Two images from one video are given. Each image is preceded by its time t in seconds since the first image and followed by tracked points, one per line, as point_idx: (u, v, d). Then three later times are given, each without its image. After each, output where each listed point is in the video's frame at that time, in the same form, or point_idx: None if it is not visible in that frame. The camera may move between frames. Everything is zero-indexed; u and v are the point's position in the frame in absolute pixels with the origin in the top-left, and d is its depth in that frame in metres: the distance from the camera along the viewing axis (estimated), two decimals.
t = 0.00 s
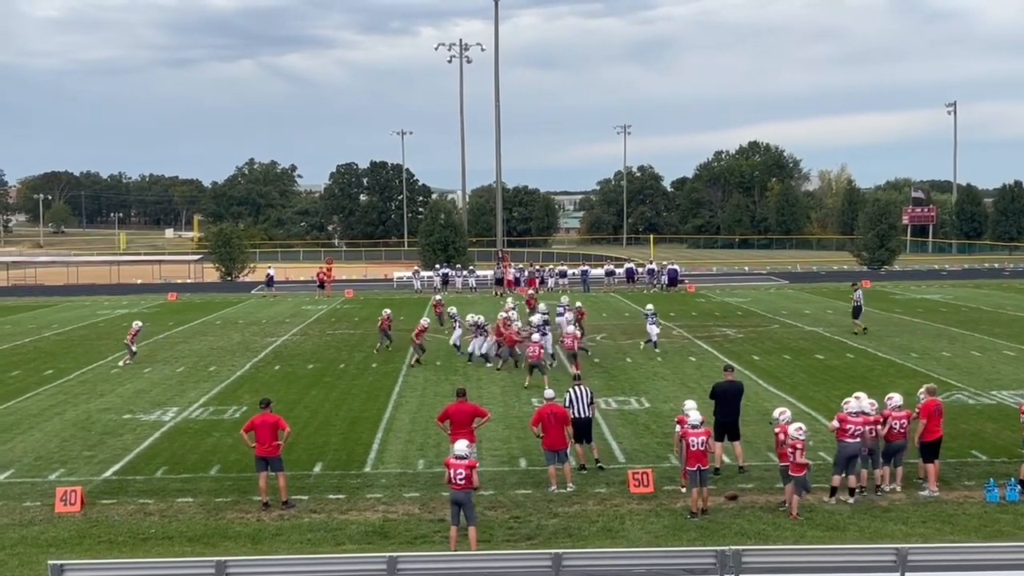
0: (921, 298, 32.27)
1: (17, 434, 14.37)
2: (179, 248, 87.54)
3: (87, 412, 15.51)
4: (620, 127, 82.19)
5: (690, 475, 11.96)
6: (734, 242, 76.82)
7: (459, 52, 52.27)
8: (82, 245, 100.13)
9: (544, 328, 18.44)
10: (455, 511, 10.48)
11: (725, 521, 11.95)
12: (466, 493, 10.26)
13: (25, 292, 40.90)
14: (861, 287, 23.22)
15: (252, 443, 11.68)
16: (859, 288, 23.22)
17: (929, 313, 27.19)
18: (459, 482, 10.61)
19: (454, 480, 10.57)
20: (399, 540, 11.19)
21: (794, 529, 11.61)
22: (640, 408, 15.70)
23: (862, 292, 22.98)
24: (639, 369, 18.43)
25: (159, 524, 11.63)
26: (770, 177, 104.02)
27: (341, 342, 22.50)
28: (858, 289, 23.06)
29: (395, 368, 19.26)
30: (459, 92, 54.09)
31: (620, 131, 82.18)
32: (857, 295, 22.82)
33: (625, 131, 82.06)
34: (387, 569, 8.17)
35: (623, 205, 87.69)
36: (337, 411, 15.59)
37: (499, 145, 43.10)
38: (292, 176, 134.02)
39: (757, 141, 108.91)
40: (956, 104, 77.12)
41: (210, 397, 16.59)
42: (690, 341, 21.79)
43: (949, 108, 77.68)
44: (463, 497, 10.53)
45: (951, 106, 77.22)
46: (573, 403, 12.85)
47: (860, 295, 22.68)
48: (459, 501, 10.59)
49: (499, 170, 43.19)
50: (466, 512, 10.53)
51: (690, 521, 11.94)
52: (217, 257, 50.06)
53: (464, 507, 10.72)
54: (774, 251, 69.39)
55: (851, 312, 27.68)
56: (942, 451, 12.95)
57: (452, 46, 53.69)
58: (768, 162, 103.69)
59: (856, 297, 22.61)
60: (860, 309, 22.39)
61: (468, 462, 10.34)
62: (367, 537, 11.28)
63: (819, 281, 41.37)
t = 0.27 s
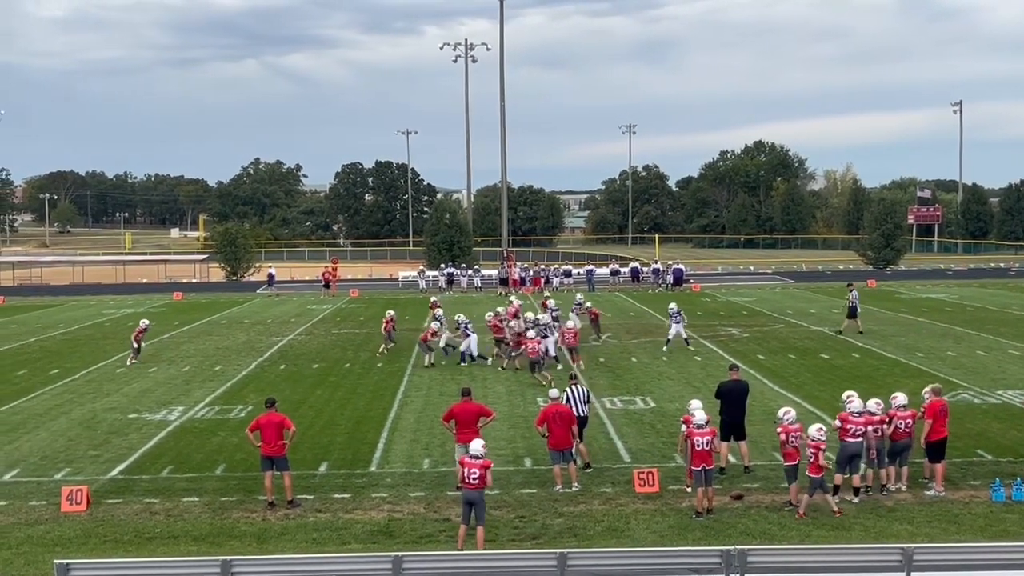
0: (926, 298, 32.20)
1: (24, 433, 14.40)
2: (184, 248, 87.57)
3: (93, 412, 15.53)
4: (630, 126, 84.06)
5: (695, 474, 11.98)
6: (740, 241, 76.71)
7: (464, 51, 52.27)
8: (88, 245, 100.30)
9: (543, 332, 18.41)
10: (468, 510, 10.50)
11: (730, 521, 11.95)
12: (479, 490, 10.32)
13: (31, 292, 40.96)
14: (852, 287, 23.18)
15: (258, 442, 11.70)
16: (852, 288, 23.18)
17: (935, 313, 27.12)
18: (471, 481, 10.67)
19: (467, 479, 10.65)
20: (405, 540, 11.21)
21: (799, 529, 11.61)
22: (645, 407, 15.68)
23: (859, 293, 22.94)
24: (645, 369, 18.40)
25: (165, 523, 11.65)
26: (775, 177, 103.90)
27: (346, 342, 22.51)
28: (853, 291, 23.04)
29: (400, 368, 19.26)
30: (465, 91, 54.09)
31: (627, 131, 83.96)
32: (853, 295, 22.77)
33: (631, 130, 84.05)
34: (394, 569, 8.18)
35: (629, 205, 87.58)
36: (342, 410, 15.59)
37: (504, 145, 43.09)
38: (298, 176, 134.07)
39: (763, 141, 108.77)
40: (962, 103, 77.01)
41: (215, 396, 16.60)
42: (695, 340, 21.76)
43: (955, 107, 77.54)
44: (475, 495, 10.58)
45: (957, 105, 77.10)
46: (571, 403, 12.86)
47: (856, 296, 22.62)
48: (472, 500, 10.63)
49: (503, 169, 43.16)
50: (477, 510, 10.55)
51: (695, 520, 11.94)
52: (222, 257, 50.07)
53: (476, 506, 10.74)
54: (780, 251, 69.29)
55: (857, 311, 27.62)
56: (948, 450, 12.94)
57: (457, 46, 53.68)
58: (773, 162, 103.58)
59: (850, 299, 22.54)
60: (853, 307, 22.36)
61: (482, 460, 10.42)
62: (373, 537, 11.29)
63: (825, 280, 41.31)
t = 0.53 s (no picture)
0: (935, 297, 32.11)
1: (31, 433, 14.41)
2: (192, 246, 87.67)
3: (101, 411, 15.56)
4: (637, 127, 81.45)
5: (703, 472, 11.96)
6: (747, 241, 76.58)
7: (471, 51, 52.27)
8: (95, 245, 100.48)
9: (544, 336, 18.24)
10: (480, 508, 10.47)
11: (738, 520, 11.93)
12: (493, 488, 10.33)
13: (39, 291, 41.02)
14: (848, 285, 23.18)
15: (265, 441, 11.71)
16: (847, 286, 23.21)
17: (943, 312, 27.05)
18: (485, 481, 10.66)
19: (481, 478, 10.64)
20: (412, 538, 11.22)
21: (807, 528, 11.59)
22: (652, 407, 15.66)
23: (853, 291, 22.89)
24: (652, 368, 18.37)
25: (173, 522, 11.67)
26: (783, 176, 103.75)
27: (354, 341, 22.51)
28: (847, 289, 23.01)
29: (407, 367, 19.26)
30: (472, 91, 54.08)
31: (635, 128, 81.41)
32: (847, 293, 22.75)
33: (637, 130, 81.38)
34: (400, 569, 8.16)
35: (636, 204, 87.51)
36: (350, 409, 15.60)
37: (512, 145, 43.01)
38: (305, 175, 134.08)
39: (770, 140, 108.60)
40: (969, 102, 76.80)
41: (223, 395, 16.61)
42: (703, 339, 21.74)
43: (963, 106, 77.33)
44: (487, 495, 10.56)
45: (964, 104, 76.89)
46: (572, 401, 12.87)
47: (851, 294, 22.57)
48: (485, 499, 10.61)
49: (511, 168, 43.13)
50: (489, 509, 10.52)
51: (701, 520, 11.93)
52: (230, 256, 50.09)
53: (487, 506, 10.73)
54: (787, 250, 69.17)
55: (865, 311, 27.58)
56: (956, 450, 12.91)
57: (464, 45, 53.68)
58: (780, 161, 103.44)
59: (846, 296, 22.51)
60: (847, 307, 22.34)
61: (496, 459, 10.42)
62: (380, 536, 11.30)
63: (833, 279, 41.24)
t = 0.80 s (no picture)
0: (946, 296, 32.00)
1: (42, 431, 14.44)
2: (203, 245, 87.85)
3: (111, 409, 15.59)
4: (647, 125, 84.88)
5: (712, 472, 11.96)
6: (757, 240, 76.49)
7: (481, 49, 52.27)
8: (106, 243, 100.79)
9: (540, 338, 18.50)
10: (491, 506, 10.51)
11: (749, 519, 11.92)
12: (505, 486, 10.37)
13: (51, 290, 41.14)
14: (848, 284, 23.14)
15: (276, 440, 11.73)
16: (846, 285, 23.21)
17: (954, 311, 26.96)
18: (496, 480, 10.71)
19: (492, 476, 10.69)
20: (422, 537, 11.22)
21: (818, 527, 11.57)
22: (663, 406, 15.65)
23: (853, 290, 22.84)
24: (662, 367, 18.35)
25: (184, 520, 11.68)
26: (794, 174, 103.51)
27: (363, 339, 22.52)
28: (846, 289, 22.96)
29: (416, 365, 19.26)
30: (482, 89, 54.06)
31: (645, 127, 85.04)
32: (846, 293, 22.72)
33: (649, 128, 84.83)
34: (411, 568, 8.17)
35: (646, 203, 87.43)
36: (360, 408, 15.60)
37: (522, 144, 42.99)
38: (315, 173, 134.23)
39: (780, 138, 108.34)
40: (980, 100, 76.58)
41: (233, 394, 16.62)
42: (713, 338, 21.71)
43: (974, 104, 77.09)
44: (498, 494, 10.60)
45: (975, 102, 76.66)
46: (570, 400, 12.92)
47: (850, 295, 22.52)
48: (496, 498, 10.65)
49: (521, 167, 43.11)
50: (500, 508, 10.55)
51: (711, 519, 11.92)
52: (240, 255, 50.15)
53: (498, 505, 10.77)
54: (798, 249, 69.05)
55: (876, 309, 27.50)
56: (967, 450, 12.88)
57: (473, 44, 53.65)
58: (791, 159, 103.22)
59: (845, 295, 22.46)
60: (847, 306, 22.27)
61: (509, 458, 10.48)
62: (390, 534, 11.31)
63: (844, 278, 41.12)
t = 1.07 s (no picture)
0: (961, 294, 31.88)
1: (57, 428, 14.49)
2: (218, 244, 88.05)
3: (127, 407, 15.64)
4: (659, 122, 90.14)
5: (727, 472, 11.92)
6: (772, 238, 76.32)
7: (495, 47, 52.31)
8: (121, 242, 101.21)
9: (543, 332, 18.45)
10: (504, 505, 10.46)
11: (763, 518, 11.89)
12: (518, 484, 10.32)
13: (67, 287, 41.32)
14: (850, 282, 23.04)
15: (290, 437, 11.76)
16: (848, 285, 23.16)
17: (970, 309, 26.85)
18: (509, 478, 10.66)
19: (504, 476, 10.64)
20: (437, 535, 11.24)
21: (833, 526, 11.53)
22: (677, 404, 15.63)
23: (855, 288, 22.77)
24: (677, 366, 18.33)
25: (199, 518, 11.72)
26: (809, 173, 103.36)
27: (377, 338, 22.55)
28: (849, 286, 22.85)
29: (430, 364, 19.29)
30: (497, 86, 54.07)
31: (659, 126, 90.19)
32: (849, 290, 22.64)
33: (662, 127, 90.15)
34: (425, 566, 8.17)
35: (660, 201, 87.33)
36: (374, 406, 15.63)
37: (537, 142, 42.94)
38: (329, 171, 134.40)
39: (795, 136, 108.09)
40: (996, 98, 76.28)
41: (248, 391, 16.66)
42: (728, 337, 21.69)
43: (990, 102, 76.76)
44: (512, 492, 10.55)
45: (991, 101, 76.34)
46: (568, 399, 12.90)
47: (852, 291, 22.46)
48: (510, 497, 10.59)
49: (535, 165, 43.13)
50: (513, 506, 10.52)
51: (726, 518, 11.90)
52: (255, 253, 50.27)
53: (511, 503, 10.70)
54: (813, 247, 68.91)
55: (892, 308, 27.38)
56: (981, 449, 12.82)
57: (488, 42, 53.64)
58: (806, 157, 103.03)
59: (847, 292, 22.38)
60: (848, 304, 22.16)
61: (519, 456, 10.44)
62: (404, 532, 11.33)
63: (860, 276, 41.01)
